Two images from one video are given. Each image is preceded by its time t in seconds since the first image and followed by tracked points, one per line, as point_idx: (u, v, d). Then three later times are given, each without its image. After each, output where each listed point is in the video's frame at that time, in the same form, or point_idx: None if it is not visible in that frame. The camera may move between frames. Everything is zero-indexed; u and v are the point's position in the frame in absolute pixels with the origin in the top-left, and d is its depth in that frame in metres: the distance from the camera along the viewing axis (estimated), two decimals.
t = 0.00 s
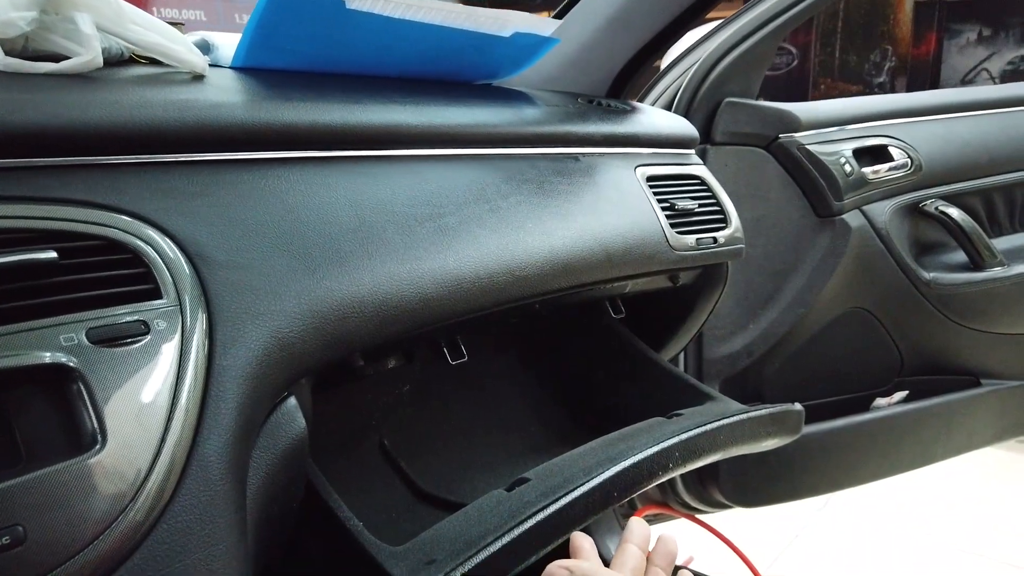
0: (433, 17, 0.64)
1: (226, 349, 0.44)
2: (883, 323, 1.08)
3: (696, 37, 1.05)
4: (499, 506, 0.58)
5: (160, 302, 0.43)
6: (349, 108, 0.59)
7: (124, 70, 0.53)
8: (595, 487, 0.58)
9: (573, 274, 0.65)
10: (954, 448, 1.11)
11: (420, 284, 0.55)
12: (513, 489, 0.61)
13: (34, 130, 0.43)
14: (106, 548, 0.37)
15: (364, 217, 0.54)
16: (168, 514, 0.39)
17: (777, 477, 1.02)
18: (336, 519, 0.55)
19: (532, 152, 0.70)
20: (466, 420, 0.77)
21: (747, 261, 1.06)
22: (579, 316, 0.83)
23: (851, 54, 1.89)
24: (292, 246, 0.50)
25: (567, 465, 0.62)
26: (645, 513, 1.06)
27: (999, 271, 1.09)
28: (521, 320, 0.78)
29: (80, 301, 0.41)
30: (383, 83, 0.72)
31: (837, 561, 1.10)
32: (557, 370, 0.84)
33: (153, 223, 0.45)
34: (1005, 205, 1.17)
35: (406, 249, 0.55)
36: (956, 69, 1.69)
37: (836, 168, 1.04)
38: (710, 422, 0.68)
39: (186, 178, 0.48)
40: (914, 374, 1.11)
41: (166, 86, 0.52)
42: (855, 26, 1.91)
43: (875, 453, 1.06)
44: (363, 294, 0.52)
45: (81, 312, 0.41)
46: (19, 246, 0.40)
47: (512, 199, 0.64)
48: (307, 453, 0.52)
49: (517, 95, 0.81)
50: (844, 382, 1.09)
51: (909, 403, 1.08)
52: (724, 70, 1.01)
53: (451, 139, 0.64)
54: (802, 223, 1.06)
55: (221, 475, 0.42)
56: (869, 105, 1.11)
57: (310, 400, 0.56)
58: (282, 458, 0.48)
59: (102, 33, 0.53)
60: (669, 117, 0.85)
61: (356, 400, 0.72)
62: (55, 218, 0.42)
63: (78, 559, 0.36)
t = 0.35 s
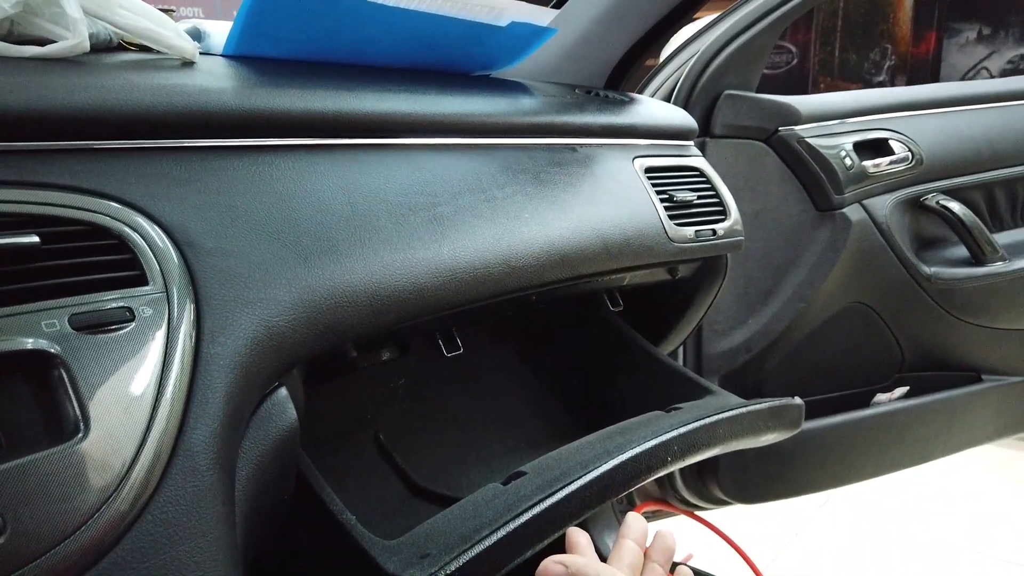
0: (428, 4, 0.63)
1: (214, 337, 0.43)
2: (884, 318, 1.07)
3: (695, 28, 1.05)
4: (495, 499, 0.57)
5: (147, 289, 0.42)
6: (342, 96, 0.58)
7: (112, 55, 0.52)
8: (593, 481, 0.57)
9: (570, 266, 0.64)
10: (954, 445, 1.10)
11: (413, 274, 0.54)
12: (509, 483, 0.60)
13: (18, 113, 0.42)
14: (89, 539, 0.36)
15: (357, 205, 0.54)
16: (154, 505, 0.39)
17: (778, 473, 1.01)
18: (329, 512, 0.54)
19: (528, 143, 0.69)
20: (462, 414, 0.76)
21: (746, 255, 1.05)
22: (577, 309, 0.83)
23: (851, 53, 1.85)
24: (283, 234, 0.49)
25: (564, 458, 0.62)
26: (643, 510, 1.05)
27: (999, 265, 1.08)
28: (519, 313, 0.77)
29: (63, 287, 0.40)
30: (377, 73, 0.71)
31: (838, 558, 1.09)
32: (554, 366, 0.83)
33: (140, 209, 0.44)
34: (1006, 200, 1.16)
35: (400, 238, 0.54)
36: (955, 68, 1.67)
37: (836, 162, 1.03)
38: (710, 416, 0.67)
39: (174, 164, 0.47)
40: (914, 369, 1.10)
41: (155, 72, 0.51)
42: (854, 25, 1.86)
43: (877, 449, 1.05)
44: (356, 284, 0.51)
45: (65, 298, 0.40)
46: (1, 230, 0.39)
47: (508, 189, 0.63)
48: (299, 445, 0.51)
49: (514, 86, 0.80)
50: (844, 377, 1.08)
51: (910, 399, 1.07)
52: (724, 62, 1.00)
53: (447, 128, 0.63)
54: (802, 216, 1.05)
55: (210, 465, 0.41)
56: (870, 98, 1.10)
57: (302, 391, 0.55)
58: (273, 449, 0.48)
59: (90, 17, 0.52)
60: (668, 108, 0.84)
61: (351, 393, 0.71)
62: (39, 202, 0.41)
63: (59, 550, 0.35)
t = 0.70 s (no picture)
0: None
1: (215, 332, 0.43)
2: (883, 316, 1.07)
3: (695, 26, 1.05)
4: (495, 496, 0.57)
5: (147, 284, 0.42)
6: (342, 92, 0.58)
7: (112, 50, 0.52)
8: (593, 477, 0.57)
9: (570, 262, 0.64)
10: (954, 443, 1.10)
11: (414, 270, 0.54)
12: (509, 479, 0.60)
13: (17, 108, 0.42)
14: (90, 533, 0.36)
15: (357, 201, 0.54)
16: (154, 500, 0.38)
17: (778, 471, 1.01)
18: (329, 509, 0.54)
19: (529, 139, 0.69)
20: (462, 411, 0.76)
21: (746, 253, 1.05)
22: (577, 306, 0.83)
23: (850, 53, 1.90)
24: (283, 229, 0.49)
25: (564, 454, 0.62)
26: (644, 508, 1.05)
27: (999, 263, 1.08)
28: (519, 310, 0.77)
29: (63, 281, 0.40)
30: (377, 69, 0.71)
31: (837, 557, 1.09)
32: (554, 363, 0.82)
33: (141, 204, 0.44)
34: (1006, 197, 1.16)
35: (401, 234, 0.54)
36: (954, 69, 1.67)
37: (836, 160, 1.03)
38: (710, 413, 0.67)
39: (174, 159, 0.47)
40: (914, 367, 1.10)
41: (155, 67, 0.51)
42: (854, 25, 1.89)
43: (876, 446, 1.05)
44: (357, 279, 0.51)
45: (65, 292, 0.40)
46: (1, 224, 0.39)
47: (509, 186, 0.63)
48: (299, 440, 0.51)
49: (514, 83, 0.80)
50: (844, 375, 1.08)
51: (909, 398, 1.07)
52: (724, 60, 1.00)
53: (447, 124, 0.63)
54: (802, 214, 1.05)
55: (210, 460, 0.41)
56: (870, 96, 1.10)
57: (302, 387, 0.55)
58: (273, 445, 0.48)
59: (89, 11, 0.52)
60: (668, 105, 0.84)
61: (351, 390, 0.71)
62: (40, 197, 0.41)
63: (59, 544, 0.35)
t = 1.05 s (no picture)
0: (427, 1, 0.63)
1: (216, 330, 0.44)
2: (882, 316, 1.07)
3: (694, 26, 1.05)
4: (494, 494, 0.57)
5: (148, 283, 0.43)
6: (342, 92, 0.58)
7: (113, 51, 0.52)
8: (591, 475, 0.57)
9: (569, 262, 0.64)
10: (952, 443, 1.10)
11: (414, 269, 0.54)
12: (508, 477, 0.60)
13: (20, 108, 0.42)
14: (93, 529, 0.36)
15: (357, 201, 0.54)
16: (155, 497, 0.39)
17: (776, 470, 1.02)
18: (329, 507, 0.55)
19: (528, 140, 0.69)
20: (461, 409, 0.76)
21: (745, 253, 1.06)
22: (576, 306, 0.83)
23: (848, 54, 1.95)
24: (283, 228, 0.49)
25: (563, 453, 0.62)
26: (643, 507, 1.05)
27: (998, 263, 1.09)
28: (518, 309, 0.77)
29: (65, 280, 0.40)
30: (377, 70, 0.71)
31: (835, 557, 1.10)
32: (553, 362, 0.83)
33: (142, 203, 0.45)
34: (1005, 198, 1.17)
35: (401, 234, 0.55)
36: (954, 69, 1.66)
37: (835, 159, 1.03)
38: (708, 412, 0.67)
39: (176, 158, 0.48)
40: (912, 367, 1.10)
41: (156, 67, 0.51)
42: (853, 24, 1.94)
43: (874, 446, 1.05)
44: (356, 278, 0.51)
45: (67, 291, 0.40)
46: (3, 224, 0.40)
47: (508, 186, 0.63)
48: (299, 439, 0.51)
49: (513, 83, 0.80)
50: (842, 375, 1.08)
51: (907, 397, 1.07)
52: (723, 60, 1.01)
53: (446, 124, 0.63)
54: (801, 214, 1.06)
55: (210, 458, 0.41)
56: (868, 96, 1.11)
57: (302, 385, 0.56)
58: (273, 443, 0.48)
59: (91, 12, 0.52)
60: (667, 105, 0.84)
61: (351, 389, 0.72)
62: (43, 196, 0.41)
63: (62, 541, 0.36)
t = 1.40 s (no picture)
0: (431, 5, 0.64)
1: (224, 335, 0.44)
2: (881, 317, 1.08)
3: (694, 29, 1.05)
4: (498, 496, 0.57)
5: (157, 288, 0.43)
6: (347, 97, 0.59)
7: (120, 56, 0.53)
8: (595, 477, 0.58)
9: (571, 264, 0.65)
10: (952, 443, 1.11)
11: (418, 272, 0.55)
12: (511, 479, 0.60)
13: (29, 115, 0.43)
14: (104, 532, 0.37)
15: (362, 204, 0.54)
16: (165, 500, 0.39)
17: (777, 471, 1.02)
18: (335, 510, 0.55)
19: (531, 143, 0.69)
20: (464, 411, 0.77)
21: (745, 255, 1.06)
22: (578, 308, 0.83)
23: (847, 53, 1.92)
24: (289, 233, 0.49)
25: (566, 455, 0.62)
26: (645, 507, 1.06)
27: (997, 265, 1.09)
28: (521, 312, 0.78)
29: (75, 285, 0.41)
30: (380, 73, 0.71)
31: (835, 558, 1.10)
32: (555, 364, 0.83)
33: (150, 208, 0.45)
34: (1004, 199, 1.17)
35: (405, 237, 0.55)
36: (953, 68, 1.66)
37: (835, 162, 1.04)
38: (710, 414, 0.67)
39: (182, 163, 0.48)
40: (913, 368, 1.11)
41: (163, 73, 0.52)
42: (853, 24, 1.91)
43: (874, 447, 1.06)
44: (362, 282, 0.51)
45: (77, 296, 0.40)
46: (12, 229, 0.40)
47: (511, 189, 0.64)
48: (305, 441, 0.52)
49: (515, 86, 0.80)
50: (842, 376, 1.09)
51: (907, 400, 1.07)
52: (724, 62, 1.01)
53: (449, 128, 0.64)
54: (801, 216, 1.06)
55: (219, 461, 0.41)
56: (869, 98, 1.11)
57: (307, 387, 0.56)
58: (280, 445, 0.48)
59: (98, 18, 0.52)
60: (668, 108, 0.85)
61: (355, 391, 0.72)
62: (52, 202, 0.42)
63: (74, 544, 0.36)
